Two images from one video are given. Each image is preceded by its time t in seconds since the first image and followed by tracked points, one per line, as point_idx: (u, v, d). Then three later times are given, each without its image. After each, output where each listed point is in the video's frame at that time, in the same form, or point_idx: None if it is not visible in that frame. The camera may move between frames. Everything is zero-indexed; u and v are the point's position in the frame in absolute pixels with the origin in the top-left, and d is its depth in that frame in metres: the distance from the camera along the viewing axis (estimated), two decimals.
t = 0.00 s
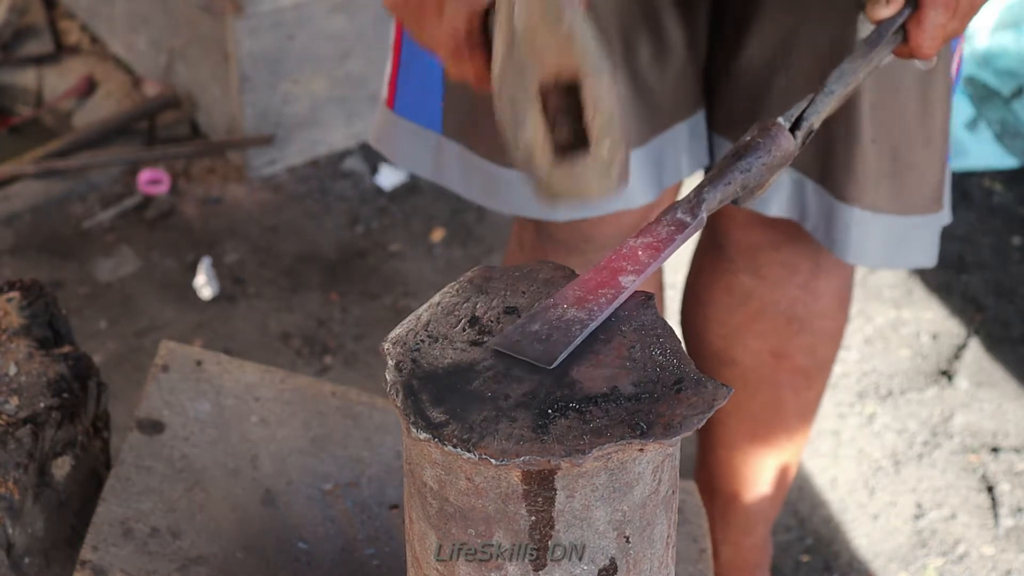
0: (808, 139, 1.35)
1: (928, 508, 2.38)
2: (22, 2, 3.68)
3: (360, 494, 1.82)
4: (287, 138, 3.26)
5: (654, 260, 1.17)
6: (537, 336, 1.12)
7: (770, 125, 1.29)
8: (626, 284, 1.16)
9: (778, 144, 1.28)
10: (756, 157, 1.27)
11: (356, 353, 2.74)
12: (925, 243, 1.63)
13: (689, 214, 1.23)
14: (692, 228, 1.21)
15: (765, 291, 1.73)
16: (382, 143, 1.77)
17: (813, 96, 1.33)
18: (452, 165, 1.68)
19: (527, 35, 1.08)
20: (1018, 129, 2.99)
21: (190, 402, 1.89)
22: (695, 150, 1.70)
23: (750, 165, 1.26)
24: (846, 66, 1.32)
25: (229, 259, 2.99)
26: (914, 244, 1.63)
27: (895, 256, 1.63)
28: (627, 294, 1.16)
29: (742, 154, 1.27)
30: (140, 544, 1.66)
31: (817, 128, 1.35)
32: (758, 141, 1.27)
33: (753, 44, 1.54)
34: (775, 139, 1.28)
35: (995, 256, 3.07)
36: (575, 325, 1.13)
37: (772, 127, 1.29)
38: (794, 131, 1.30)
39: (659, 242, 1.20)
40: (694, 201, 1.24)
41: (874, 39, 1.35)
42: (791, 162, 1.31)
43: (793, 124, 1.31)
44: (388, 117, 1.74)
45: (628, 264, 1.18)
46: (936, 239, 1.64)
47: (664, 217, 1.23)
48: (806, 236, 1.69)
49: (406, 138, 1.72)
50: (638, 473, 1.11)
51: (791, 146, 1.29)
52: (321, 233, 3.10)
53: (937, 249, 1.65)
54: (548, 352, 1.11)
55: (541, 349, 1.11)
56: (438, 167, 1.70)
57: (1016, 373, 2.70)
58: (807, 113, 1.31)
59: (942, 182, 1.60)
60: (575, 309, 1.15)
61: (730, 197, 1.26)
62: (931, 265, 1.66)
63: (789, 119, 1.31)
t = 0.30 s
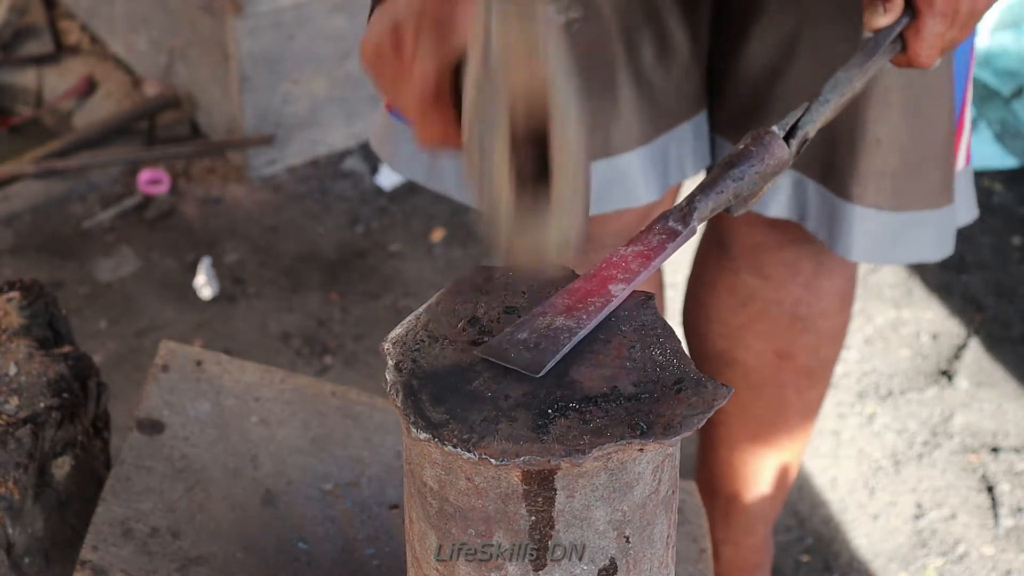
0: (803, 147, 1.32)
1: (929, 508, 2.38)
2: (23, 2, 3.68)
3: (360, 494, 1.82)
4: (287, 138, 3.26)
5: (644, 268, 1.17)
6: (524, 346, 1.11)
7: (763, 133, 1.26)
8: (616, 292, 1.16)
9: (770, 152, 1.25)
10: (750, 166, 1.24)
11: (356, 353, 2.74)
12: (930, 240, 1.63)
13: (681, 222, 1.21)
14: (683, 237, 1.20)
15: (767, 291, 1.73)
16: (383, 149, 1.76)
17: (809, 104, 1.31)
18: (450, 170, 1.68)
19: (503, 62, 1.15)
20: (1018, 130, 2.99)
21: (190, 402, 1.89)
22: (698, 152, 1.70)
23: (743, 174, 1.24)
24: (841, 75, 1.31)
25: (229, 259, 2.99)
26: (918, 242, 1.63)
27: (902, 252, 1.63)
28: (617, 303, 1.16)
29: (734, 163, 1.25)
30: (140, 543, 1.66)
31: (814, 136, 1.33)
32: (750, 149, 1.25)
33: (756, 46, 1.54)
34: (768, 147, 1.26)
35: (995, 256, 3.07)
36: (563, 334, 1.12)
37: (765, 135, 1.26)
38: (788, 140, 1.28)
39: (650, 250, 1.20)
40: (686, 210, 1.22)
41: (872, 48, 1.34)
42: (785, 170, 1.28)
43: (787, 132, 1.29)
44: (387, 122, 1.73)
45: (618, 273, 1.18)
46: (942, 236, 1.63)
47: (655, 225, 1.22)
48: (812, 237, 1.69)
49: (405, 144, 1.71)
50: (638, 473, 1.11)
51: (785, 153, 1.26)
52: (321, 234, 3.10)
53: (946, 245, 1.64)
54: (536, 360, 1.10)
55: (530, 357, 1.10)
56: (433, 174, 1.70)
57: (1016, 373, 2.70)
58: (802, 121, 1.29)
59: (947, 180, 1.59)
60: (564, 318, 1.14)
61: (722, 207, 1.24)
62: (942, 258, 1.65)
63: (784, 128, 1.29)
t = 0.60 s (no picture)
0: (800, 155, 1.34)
1: (929, 508, 2.38)
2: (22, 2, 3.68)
3: (360, 494, 1.82)
4: (287, 138, 3.26)
5: (637, 276, 1.17)
6: (515, 352, 1.11)
7: (761, 141, 1.27)
8: (609, 300, 1.15)
9: (768, 161, 1.25)
10: (746, 174, 1.25)
11: (357, 353, 2.74)
12: (932, 244, 1.63)
13: (675, 230, 1.23)
14: (678, 245, 1.21)
15: (768, 292, 1.73)
16: (382, 151, 1.76)
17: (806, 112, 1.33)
18: (457, 170, 1.68)
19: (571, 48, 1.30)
20: (1018, 130, 2.99)
21: (190, 402, 1.89)
22: (698, 151, 1.70)
23: (739, 182, 1.25)
24: (840, 81, 1.32)
25: (230, 259, 2.99)
26: (920, 245, 1.63)
27: (903, 254, 1.63)
28: (610, 311, 1.15)
29: (731, 172, 1.26)
30: (140, 543, 1.66)
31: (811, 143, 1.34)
32: (748, 158, 1.25)
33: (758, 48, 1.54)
34: (766, 155, 1.26)
35: (995, 256, 3.07)
36: (555, 341, 1.12)
37: (762, 143, 1.27)
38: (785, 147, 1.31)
39: (643, 258, 1.20)
40: (680, 218, 1.23)
41: (870, 55, 1.34)
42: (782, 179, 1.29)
43: (785, 140, 1.31)
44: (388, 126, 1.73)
45: (610, 280, 1.18)
46: (942, 239, 1.63)
47: (650, 233, 1.24)
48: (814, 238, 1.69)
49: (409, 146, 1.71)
50: (638, 473, 1.11)
51: (782, 163, 1.26)
52: (321, 234, 3.10)
53: (945, 249, 1.64)
54: (526, 368, 1.09)
55: (519, 365, 1.09)
56: (442, 174, 1.70)
57: (1016, 372, 2.70)
58: (800, 129, 1.31)
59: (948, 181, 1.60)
60: (556, 325, 1.14)
61: (717, 215, 1.25)
62: (942, 261, 1.65)
63: (782, 135, 1.31)
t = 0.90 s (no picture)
0: (802, 162, 1.31)
1: (928, 508, 2.38)
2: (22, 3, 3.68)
3: (360, 494, 1.82)
4: (287, 138, 3.26)
5: (633, 281, 1.17)
6: (507, 354, 1.11)
7: (761, 147, 1.25)
8: (603, 304, 1.16)
9: (768, 167, 1.24)
10: (745, 180, 1.23)
11: (356, 353, 2.74)
12: (940, 246, 1.62)
13: (673, 236, 1.21)
14: (675, 251, 1.20)
15: (769, 292, 1.73)
16: (388, 143, 1.77)
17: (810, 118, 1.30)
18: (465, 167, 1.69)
19: None
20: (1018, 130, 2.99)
21: (190, 402, 1.89)
22: (701, 152, 1.70)
23: (738, 188, 1.23)
24: (843, 88, 1.31)
25: (230, 259, 2.99)
26: (927, 249, 1.62)
27: (912, 259, 1.62)
28: (605, 314, 1.15)
29: (730, 178, 1.23)
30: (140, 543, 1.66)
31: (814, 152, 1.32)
32: (747, 164, 1.24)
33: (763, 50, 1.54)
34: (765, 161, 1.25)
35: (995, 256, 3.07)
36: (548, 345, 1.12)
37: (762, 150, 1.25)
38: (787, 155, 1.27)
39: (640, 263, 1.19)
40: (678, 224, 1.21)
41: (876, 61, 1.33)
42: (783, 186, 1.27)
43: (787, 146, 1.28)
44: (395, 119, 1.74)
45: (606, 284, 1.18)
46: (950, 242, 1.63)
47: (648, 238, 1.22)
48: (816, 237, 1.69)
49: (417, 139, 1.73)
50: (638, 473, 1.11)
51: (783, 170, 1.25)
52: (321, 234, 3.10)
53: (952, 252, 1.64)
54: (518, 371, 1.09)
55: (510, 369, 1.09)
56: (449, 169, 1.71)
57: (1015, 373, 2.70)
58: (801, 136, 1.28)
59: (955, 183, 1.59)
60: (550, 328, 1.14)
61: (718, 221, 1.23)
62: (950, 264, 1.65)
63: (783, 142, 1.28)
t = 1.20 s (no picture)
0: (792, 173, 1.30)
1: (928, 508, 2.38)
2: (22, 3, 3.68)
3: (360, 494, 1.82)
4: (287, 138, 3.26)
5: (617, 293, 1.16)
6: (487, 371, 1.09)
7: (749, 158, 1.25)
8: (589, 316, 1.14)
9: (756, 178, 1.23)
10: (733, 191, 1.22)
11: (356, 353, 2.74)
12: (947, 239, 1.63)
13: (658, 247, 1.19)
14: (660, 262, 1.17)
15: (771, 292, 1.72)
16: (387, 146, 1.76)
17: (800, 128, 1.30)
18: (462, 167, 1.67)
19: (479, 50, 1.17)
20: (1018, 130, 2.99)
21: (190, 402, 1.89)
22: (698, 152, 1.71)
23: (726, 200, 1.21)
24: (834, 98, 1.30)
25: (230, 259, 2.99)
26: (934, 241, 1.62)
27: (913, 250, 1.62)
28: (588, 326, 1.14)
29: (719, 187, 1.22)
30: (140, 543, 1.66)
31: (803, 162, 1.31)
32: (735, 175, 1.23)
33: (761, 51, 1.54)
34: (754, 171, 1.24)
35: (995, 256, 3.07)
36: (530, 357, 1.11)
37: (751, 160, 1.25)
38: (776, 164, 1.27)
39: (625, 275, 1.18)
40: (664, 235, 1.19)
41: (867, 72, 1.34)
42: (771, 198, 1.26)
43: (775, 157, 1.28)
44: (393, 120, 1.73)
45: (591, 296, 1.17)
46: (957, 235, 1.63)
47: (635, 248, 1.20)
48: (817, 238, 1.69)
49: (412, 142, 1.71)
50: (638, 473, 1.11)
51: (770, 181, 1.24)
52: (321, 234, 3.10)
53: (960, 244, 1.64)
54: (499, 385, 1.08)
55: (490, 382, 1.08)
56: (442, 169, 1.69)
57: (1016, 372, 2.70)
58: (791, 146, 1.28)
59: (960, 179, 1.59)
60: (533, 341, 1.13)
61: (703, 232, 1.21)
62: (958, 254, 1.65)
63: (772, 152, 1.28)
